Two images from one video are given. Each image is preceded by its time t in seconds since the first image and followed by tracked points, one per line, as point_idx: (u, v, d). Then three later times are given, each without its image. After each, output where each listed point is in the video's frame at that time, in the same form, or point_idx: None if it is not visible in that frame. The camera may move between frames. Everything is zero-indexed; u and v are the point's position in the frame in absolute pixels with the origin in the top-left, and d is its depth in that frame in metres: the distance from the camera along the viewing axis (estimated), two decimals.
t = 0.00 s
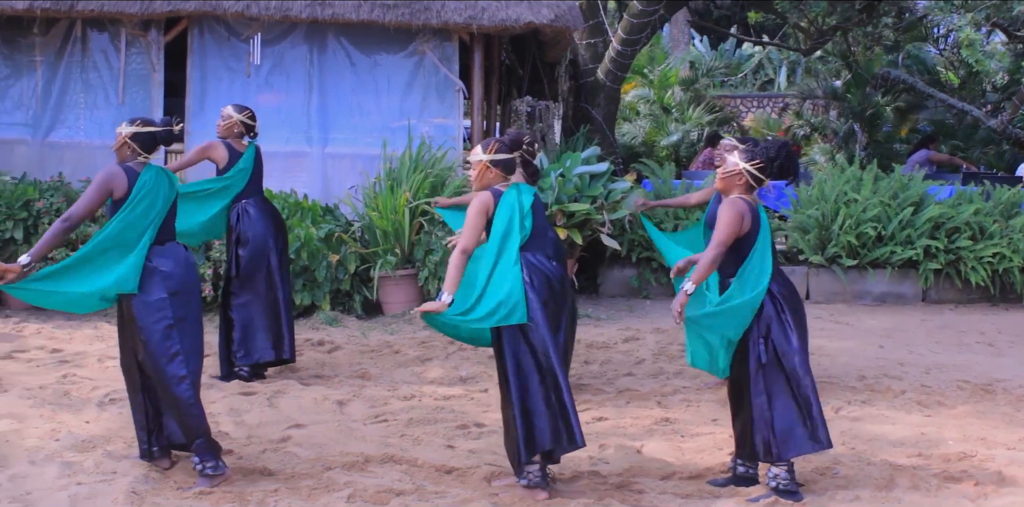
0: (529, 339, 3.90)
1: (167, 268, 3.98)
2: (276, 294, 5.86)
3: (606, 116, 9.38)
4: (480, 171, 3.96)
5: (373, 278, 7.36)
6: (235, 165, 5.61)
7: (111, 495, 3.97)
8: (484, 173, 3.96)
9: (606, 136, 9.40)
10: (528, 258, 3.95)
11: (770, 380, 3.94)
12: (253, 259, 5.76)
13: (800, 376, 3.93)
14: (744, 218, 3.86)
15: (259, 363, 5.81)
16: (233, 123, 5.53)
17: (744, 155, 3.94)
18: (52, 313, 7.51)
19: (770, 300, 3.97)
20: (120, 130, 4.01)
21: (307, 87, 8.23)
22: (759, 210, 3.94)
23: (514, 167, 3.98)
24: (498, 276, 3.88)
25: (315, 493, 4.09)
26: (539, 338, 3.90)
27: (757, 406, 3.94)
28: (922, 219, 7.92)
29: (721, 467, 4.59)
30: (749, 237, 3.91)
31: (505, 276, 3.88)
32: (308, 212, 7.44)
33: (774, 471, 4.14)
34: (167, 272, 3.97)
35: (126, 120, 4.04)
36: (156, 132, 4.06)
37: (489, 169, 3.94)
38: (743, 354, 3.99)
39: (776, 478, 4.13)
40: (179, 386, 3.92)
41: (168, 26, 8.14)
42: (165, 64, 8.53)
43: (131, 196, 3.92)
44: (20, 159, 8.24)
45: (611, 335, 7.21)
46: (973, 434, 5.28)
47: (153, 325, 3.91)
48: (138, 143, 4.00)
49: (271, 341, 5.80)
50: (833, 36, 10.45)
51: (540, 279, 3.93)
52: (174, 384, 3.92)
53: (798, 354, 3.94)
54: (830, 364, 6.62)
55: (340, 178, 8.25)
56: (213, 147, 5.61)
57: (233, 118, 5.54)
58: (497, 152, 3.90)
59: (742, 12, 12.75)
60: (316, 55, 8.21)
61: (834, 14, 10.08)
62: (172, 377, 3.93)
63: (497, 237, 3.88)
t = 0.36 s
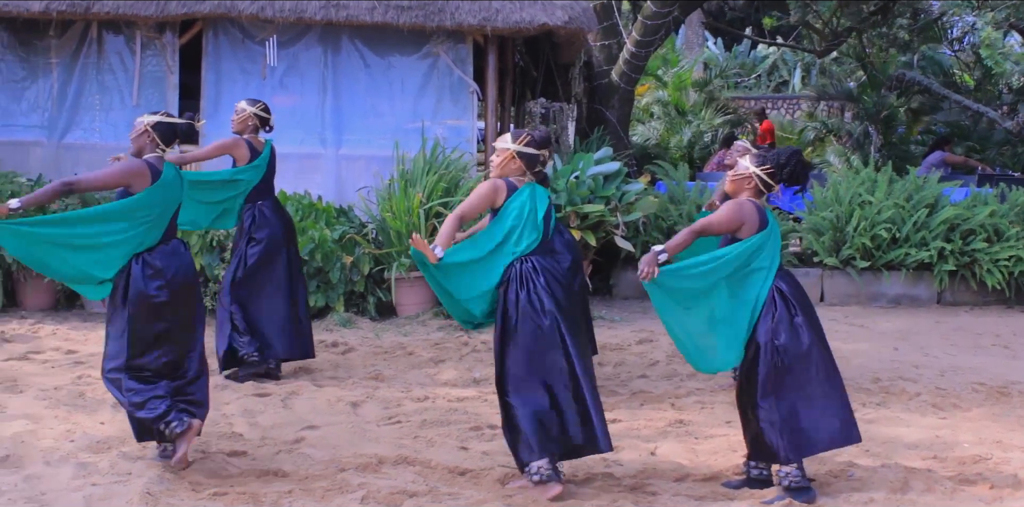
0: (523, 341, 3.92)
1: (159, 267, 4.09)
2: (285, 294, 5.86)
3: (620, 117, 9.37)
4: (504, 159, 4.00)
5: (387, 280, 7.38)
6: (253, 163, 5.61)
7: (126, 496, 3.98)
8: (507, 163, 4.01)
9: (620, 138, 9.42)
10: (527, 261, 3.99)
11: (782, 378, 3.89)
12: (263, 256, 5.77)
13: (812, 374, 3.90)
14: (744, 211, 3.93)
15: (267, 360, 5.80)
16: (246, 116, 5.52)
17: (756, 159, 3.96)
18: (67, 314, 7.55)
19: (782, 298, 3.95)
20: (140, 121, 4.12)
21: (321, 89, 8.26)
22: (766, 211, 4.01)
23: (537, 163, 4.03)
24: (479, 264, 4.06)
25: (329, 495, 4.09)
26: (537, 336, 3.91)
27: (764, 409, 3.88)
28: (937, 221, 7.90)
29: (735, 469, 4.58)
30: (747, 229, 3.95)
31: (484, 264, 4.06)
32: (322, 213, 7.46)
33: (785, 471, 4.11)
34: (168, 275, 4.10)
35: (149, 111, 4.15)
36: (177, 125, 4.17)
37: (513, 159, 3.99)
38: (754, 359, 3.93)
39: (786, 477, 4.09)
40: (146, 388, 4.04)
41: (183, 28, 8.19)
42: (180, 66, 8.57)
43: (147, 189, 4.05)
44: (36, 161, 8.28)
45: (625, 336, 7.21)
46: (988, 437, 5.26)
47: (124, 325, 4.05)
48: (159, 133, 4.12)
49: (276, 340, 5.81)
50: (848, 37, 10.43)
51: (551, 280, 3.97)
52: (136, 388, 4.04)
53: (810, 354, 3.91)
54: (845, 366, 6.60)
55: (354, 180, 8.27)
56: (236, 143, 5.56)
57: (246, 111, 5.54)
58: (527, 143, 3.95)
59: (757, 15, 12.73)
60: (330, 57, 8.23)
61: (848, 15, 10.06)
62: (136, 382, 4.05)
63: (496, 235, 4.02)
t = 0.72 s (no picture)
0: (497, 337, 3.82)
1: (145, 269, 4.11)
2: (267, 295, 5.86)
3: (629, 118, 9.34)
4: (521, 152, 3.99)
5: (396, 281, 7.40)
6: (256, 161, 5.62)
7: (136, 496, 3.98)
8: (525, 155, 4.00)
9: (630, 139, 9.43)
10: (524, 274, 3.90)
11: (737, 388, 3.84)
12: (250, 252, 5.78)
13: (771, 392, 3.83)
14: (757, 207, 3.84)
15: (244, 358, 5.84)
16: (243, 110, 5.57)
17: (781, 158, 3.97)
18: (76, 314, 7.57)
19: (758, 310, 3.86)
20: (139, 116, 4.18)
21: (330, 90, 8.27)
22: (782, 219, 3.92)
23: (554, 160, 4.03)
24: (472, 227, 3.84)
25: (338, 496, 4.09)
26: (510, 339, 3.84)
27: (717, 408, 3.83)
28: (947, 222, 7.90)
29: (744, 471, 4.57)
30: (755, 223, 3.85)
31: (477, 229, 3.84)
32: (331, 214, 7.47)
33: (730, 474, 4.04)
34: (154, 275, 4.12)
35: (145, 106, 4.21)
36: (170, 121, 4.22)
37: (530, 152, 3.98)
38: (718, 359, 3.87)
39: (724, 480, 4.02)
40: (95, 382, 4.02)
41: (192, 29, 8.22)
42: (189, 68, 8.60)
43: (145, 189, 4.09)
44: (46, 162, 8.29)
45: (634, 338, 7.21)
46: (998, 439, 5.24)
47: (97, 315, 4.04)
48: (152, 128, 4.16)
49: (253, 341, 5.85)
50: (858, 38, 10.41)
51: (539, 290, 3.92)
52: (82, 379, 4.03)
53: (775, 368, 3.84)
54: (854, 368, 6.59)
55: (363, 182, 8.29)
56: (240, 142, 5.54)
57: (244, 105, 5.59)
58: (545, 138, 3.94)
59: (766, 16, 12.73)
60: (339, 58, 8.24)
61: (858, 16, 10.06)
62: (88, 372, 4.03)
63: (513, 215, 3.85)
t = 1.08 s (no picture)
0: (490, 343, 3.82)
1: (109, 257, 4.09)
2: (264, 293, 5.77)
3: (638, 120, 9.38)
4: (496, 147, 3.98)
5: (405, 283, 7.41)
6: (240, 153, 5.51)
7: (146, 497, 3.98)
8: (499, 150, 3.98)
9: (639, 141, 9.44)
10: (508, 274, 3.86)
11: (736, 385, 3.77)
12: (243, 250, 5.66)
13: (773, 393, 3.73)
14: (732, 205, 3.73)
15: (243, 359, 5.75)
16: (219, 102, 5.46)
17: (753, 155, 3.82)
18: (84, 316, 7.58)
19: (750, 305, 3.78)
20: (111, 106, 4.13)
21: (340, 92, 8.30)
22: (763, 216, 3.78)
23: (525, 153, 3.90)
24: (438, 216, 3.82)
25: (348, 497, 4.09)
26: (500, 344, 3.81)
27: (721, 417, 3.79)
28: (957, 224, 7.88)
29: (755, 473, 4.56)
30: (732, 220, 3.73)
31: (441, 211, 3.81)
32: (341, 216, 7.48)
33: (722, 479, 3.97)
34: (129, 264, 4.11)
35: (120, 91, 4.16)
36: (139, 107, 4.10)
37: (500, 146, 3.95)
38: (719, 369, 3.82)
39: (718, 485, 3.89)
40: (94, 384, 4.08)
41: (202, 31, 8.24)
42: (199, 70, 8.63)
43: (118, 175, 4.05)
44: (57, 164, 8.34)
45: (643, 340, 7.20)
46: (1009, 441, 5.22)
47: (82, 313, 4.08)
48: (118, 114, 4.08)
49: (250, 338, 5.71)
50: (867, 40, 10.41)
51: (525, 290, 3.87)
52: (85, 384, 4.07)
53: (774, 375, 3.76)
54: (864, 370, 6.57)
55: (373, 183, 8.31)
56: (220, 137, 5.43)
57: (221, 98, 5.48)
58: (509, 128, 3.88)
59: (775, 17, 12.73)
60: (349, 60, 8.26)
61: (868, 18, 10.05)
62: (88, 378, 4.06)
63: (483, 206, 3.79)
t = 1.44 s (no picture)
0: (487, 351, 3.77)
1: (107, 261, 4.05)
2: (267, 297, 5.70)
3: (647, 122, 9.35)
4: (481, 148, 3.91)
5: (414, 284, 7.41)
6: (233, 163, 5.45)
7: (154, 499, 3.98)
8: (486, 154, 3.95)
9: (648, 143, 9.43)
10: (505, 280, 3.81)
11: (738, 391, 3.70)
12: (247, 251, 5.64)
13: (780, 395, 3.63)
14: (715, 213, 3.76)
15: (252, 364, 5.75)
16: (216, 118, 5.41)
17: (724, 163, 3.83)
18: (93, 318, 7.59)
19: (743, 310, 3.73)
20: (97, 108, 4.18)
21: (349, 94, 8.32)
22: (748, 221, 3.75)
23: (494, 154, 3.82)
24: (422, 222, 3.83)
25: (357, 499, 4.09)
26: (504, 348, 3.74)
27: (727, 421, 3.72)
28: (967, 226, 7.86)
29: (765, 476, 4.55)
30: (717, 226, 3.75)
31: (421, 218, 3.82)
32: (349, 218, 7.48)
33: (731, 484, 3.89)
34: (129, 267, 4.06)
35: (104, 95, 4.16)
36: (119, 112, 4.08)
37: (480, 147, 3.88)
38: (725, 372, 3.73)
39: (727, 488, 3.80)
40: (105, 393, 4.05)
41: (211, 33, 8.25)
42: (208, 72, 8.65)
43: (105, 177, 4.03)
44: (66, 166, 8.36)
45: (652, 342, 7.19)
46: (1020, 445, 5.19)
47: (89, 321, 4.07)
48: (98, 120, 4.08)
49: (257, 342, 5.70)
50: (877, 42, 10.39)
51: (520, 295, 3.78)
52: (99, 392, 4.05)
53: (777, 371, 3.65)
54: (874, 373, 6.56)
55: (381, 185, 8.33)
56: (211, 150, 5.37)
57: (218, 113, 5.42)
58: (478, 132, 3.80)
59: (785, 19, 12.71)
60: (358, 62, 8.28)
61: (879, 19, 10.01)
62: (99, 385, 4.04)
63: (464, 211, 3.75)
